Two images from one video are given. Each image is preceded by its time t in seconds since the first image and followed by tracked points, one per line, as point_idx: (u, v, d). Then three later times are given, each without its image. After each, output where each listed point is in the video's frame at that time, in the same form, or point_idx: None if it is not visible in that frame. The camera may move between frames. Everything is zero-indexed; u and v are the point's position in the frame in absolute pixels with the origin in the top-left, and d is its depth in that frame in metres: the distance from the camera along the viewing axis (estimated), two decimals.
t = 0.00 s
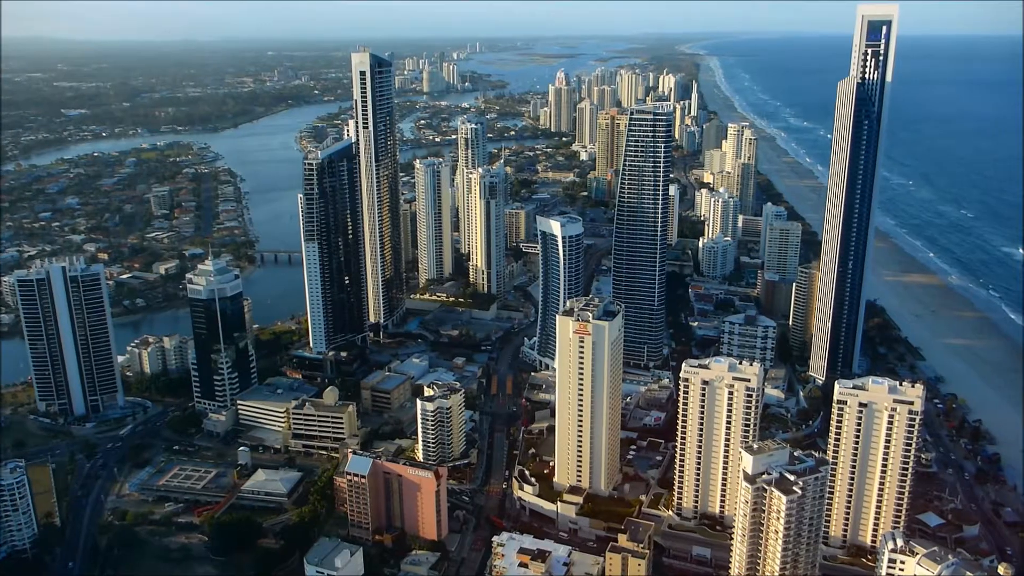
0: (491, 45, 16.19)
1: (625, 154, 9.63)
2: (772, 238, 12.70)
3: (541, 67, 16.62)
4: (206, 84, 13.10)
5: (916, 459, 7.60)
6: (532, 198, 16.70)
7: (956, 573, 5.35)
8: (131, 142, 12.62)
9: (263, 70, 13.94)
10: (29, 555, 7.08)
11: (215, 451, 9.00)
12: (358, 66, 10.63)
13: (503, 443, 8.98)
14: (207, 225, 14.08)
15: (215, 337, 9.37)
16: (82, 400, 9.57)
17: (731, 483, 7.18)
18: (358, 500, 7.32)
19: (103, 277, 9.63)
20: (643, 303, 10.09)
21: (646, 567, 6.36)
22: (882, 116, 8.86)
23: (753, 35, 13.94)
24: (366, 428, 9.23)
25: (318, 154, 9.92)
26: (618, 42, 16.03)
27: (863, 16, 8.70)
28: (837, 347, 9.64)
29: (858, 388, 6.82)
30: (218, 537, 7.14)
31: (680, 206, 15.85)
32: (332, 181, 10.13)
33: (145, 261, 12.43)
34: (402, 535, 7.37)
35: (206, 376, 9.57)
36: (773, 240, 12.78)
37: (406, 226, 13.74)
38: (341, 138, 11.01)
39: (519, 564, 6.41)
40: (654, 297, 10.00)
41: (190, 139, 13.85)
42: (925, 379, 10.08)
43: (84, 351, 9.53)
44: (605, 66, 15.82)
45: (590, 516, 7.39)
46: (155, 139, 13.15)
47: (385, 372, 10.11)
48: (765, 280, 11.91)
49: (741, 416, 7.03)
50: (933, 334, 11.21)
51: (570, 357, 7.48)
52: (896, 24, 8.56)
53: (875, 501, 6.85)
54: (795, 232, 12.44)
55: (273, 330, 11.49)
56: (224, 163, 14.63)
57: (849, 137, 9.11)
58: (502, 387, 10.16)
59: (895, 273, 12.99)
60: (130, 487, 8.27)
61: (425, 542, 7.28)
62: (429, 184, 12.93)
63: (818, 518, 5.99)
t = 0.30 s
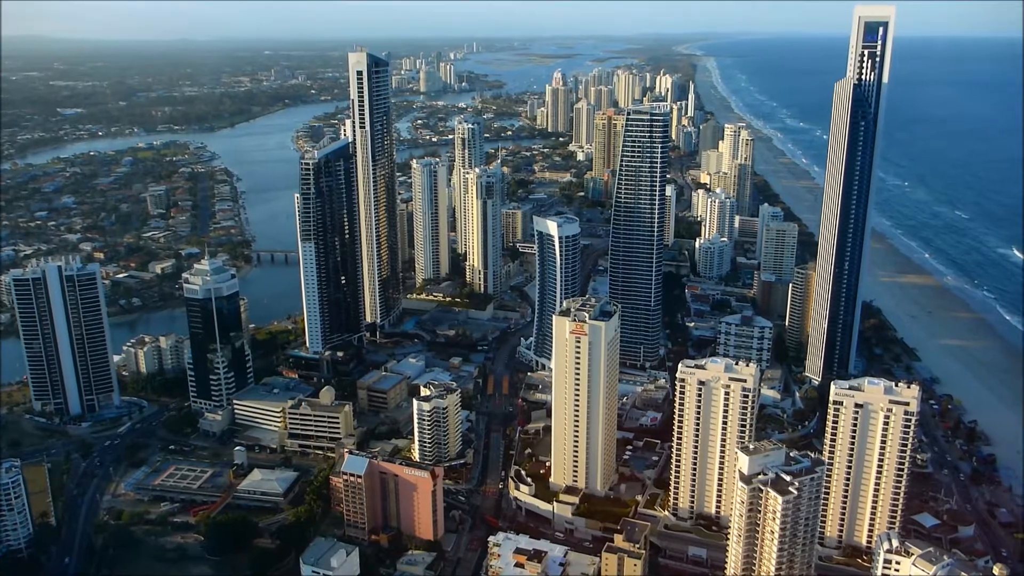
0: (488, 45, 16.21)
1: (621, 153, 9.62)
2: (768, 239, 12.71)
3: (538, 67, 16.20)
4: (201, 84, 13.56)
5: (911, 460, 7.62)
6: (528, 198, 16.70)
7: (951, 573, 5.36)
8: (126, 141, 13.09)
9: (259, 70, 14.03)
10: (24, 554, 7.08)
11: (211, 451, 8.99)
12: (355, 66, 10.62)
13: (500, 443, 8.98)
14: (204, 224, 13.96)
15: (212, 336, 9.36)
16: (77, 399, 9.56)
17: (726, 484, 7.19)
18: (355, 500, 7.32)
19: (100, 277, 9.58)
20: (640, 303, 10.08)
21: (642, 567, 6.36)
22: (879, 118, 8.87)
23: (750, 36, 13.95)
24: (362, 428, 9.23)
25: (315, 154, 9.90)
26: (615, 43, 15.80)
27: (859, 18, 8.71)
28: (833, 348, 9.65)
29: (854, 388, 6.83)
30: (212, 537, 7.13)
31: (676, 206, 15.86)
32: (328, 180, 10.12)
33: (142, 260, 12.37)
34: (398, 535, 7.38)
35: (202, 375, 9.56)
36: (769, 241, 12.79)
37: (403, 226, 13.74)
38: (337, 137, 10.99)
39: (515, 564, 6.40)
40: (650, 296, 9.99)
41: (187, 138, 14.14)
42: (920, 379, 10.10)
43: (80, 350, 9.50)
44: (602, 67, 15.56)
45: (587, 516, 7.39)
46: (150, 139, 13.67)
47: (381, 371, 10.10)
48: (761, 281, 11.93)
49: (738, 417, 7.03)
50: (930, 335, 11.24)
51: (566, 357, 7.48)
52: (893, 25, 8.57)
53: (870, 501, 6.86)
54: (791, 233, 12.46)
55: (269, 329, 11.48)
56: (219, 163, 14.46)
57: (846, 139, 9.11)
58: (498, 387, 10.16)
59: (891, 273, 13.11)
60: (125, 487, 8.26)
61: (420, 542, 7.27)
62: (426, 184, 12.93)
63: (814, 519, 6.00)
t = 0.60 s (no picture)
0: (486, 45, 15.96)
1: (619, 153, 9.63)
2: (766, 239, 12.73)
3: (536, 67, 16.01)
4: (199, 84, 13.38)
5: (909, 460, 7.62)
6: (526, 198, 16.71)
7: (948, 573, 5.35)
8: (125, 142, 13.05)
9: (257, 70, 13.78)
10: (21, 555, 7.08)
11: (208, 451, 8.98)
12: (353, 66, 10.62)
13: (497, 443, 8.98)
14: (201, 225, 13.96)
15: (209, 336, 9.35)
16: (74, 399, 9.56)
17: (724, 484, 7.19)
18: (352, 500, 7.31)
19: (97, 277, 9.57)
20: (638, 302, 10.08)
21: (639, 568, 6.36)
22: (876, 119, 8.87)
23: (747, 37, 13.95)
24: (360, 428, 9.23)
25: (313, 154, 9.91)
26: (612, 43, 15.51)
27: (857, 19, 8.71)
28: (831, 348, 9.66)
29: (851, 389, 6.83)
30: (210, 537, 7.14)
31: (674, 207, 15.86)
32: (326, 181, 10.12)
33: (139, 260, 12.36)
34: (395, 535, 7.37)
35: (200, 375, 9.56)
36: (767, 241, 12.80)
37: (401, 226, 13.73)
38: (335, 138, 10.99)
39: (513, 564, 6.41)
40: (648, 297, 9.98)
41: (184, 138, 14.18)
42: (918, 380, 10.10)
43: (77, 350, 9.49)
44: (600, 67, 15.28)
45: (584, 516, 7.39)
46: (150, 139, 13.66)
47: (379, 372, 10.10)
48: (759, 281, 11.93)
49: (735, 417, 7.04)
50: (926, 336, 11.24)
51: (564, 356, 7.49)
52: (891, 26, 8.57)
53: (868, 502, 6.87)
54: (789, 233, 12.42)
55: (266, 329, 11.47)
56: (217, 162, 14.60)
57: (843, 140, 9.12)
58: (496, 388, 10.16)
59: (888, 274, 13.13)
60: (123, 487, 8.25)
61: (418, 542, 7.27)
62: (424, 185, 12.90)
63: (811, 519, 6.00)
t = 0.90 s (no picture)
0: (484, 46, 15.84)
1: (617, 153, 9.64)
2: (764, 239, 12.77)
3: (534, 67, 16.29)
4: (198, 84, 13.42)
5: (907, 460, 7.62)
6: (524, 198, 16.71)
7: (945, 573, 5.36)
8: (122, 141, 12.94)
9: (256, 69, 14.27)
10: (19, 555, 7.07)
11: (206, 451, 8.98)
12: (351, 65, 10.62)
13: (495, 443, 8.98)
14: (199, 225, 13.87)
15: (207, 336, 9.34)
16: (72, 399, 9.55)
17: (722, 484, 7.20)
18: (350, 500, 7.31)
19: (95, 277, 9.55)
20: (636, 302, 10.09)
21: (637, 568, 6.36)
22: (874, 119, 8.88)
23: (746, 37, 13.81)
24: (358, 428, 9.23)
25: (311, 154, 9.92)
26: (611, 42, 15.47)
27: (855, 19, 8.71)
28: (829, 348, 9.67)
29: (849, 388, 6.84)
30: (208, 537, 7.14)
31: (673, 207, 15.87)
32: (324, 180, 10.12)
33: (137, 260, 12.35)
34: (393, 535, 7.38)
35: (197, 375, 9.54)
36: (765, 241, 12.82)
37: (399, 226, 13.74)
38: (333, 137, 10.99)
39: (511, 564, 6.41)
40: (646, 297, 9.98)
41: (182, 138, 14.11)
42: (915, 380, 10.11)
43: (75, 350, 9.48)
44: (598, 67, 15.52)
45: (582, 516, 7.39)
46: (146, 139, 13.43)
47: (377, 372, 10.10)
48: (757, 281, 11.94)
49: (733, 416, 7.05)
50: (924, 336, 11.27)
51: (562, 356, 7.49)
52: (888, 26, 8.57)
53: (865, 501, 6.88)
54: (787, 233, 12.47)
55: (265, 329, 11.46)
56: (215, 163, 14.51)
57: (841, 140, 9.12)
58: (494, 388, 10.16)
59: (885, 274, 13.22)
60: (121, 487, 8.24)
61: (416, 542, 7.27)
62: (422, 184, 12.96)
63: (809, 519, 6.01)
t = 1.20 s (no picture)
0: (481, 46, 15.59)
1: (615, 154, 9.66)
2: (762, 239, 12.78)
3: (531, 67, 16.65)
4: (194, 84, 13.46)
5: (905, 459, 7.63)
6: (522, 198, 16.70)
7: (944, 572, 5.37)
8: (120, 141, 13.05)
9: (253, 70, 14.26)
10: (17, 556, 7.05)
11: (204, 452, 8.97)
12: (348, 65, 10.60)
13: (494, 444, 8.97)
14: (197, 226, 13.75)
15: (205, 336, 9.32)
16: (70, 400, 9.52)
17: (721, 484, 7.21)
18: (349, 500, 7.30)
19: (92, 278, 9.54)
20: (634, 302, 10.09)
21: (636, 568, 6.37)
22: (872, 119, 8.89)
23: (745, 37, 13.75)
24: (356, 428, 9.22)
25: (308, 154, 9.96)
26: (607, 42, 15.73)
27: (852, 18, 8.72)
28: (826, 347, 9.68)
29: (847, 388, 6.85)
30: (206, 538, 7.13)
31: (670, 207, 15.87)
32: (321, 181, 10.12)
33: (135, 261, 12.33)
34: (392, 535, 7.37)
35: (195, 376, 9.52)
36: (763, 241, 12.83)
37: (397, 226, 13.73)
38: (330, 138, 10.98)
39: (510, 564, 6.41)
40: (645, 296, 10.00)
41: (179, 138, 14.25)
42: (913, 379, 10.12)
43: (72, 351, 9.46)
44: (595, 67, 15.89)
45: (581, 516, 7.39)
46: (144, 139, 13.55)
47: (375, 372, 10.10)
48: (755, 281, 11.94)
49: (732, 416, 7.05)
50: (921, 334, 11.32)
51: (561, 356, 7.50)
52: (886, 26, 8.60)
53: (864, 500, 6.88)
54: (785, 233, 12.51)
55: (263, 330, 11.44)
56: (212, 163, 14.66)
57: (838, 140, 9.14)
58: (493, 388, 10.15)
59: (883, 274, 13.21)
60: (119, 488, 8.22)
61: (415, 543, 7.27)
62: (421, 185, 12.85)
63: (807, 518, 6.02)
